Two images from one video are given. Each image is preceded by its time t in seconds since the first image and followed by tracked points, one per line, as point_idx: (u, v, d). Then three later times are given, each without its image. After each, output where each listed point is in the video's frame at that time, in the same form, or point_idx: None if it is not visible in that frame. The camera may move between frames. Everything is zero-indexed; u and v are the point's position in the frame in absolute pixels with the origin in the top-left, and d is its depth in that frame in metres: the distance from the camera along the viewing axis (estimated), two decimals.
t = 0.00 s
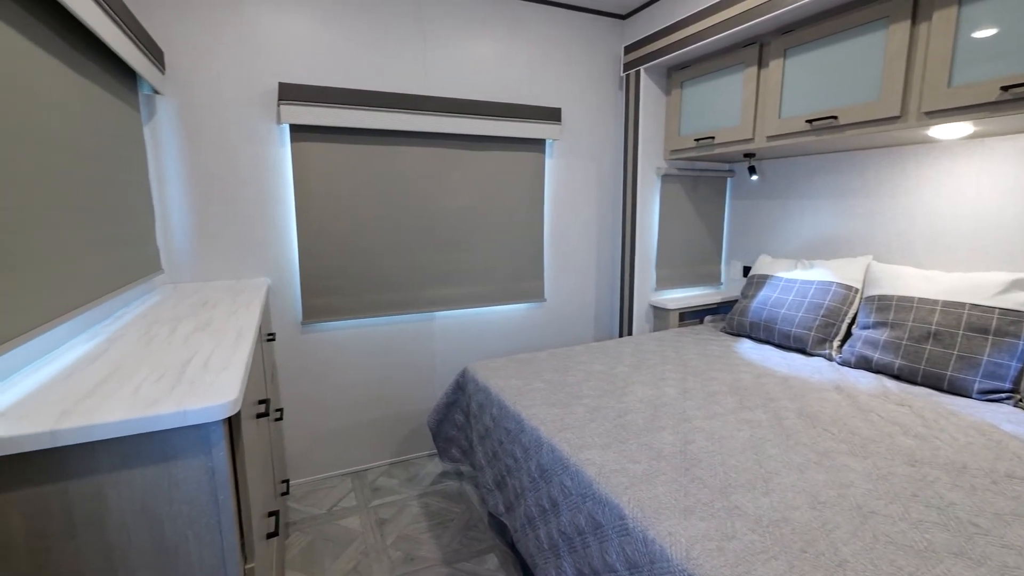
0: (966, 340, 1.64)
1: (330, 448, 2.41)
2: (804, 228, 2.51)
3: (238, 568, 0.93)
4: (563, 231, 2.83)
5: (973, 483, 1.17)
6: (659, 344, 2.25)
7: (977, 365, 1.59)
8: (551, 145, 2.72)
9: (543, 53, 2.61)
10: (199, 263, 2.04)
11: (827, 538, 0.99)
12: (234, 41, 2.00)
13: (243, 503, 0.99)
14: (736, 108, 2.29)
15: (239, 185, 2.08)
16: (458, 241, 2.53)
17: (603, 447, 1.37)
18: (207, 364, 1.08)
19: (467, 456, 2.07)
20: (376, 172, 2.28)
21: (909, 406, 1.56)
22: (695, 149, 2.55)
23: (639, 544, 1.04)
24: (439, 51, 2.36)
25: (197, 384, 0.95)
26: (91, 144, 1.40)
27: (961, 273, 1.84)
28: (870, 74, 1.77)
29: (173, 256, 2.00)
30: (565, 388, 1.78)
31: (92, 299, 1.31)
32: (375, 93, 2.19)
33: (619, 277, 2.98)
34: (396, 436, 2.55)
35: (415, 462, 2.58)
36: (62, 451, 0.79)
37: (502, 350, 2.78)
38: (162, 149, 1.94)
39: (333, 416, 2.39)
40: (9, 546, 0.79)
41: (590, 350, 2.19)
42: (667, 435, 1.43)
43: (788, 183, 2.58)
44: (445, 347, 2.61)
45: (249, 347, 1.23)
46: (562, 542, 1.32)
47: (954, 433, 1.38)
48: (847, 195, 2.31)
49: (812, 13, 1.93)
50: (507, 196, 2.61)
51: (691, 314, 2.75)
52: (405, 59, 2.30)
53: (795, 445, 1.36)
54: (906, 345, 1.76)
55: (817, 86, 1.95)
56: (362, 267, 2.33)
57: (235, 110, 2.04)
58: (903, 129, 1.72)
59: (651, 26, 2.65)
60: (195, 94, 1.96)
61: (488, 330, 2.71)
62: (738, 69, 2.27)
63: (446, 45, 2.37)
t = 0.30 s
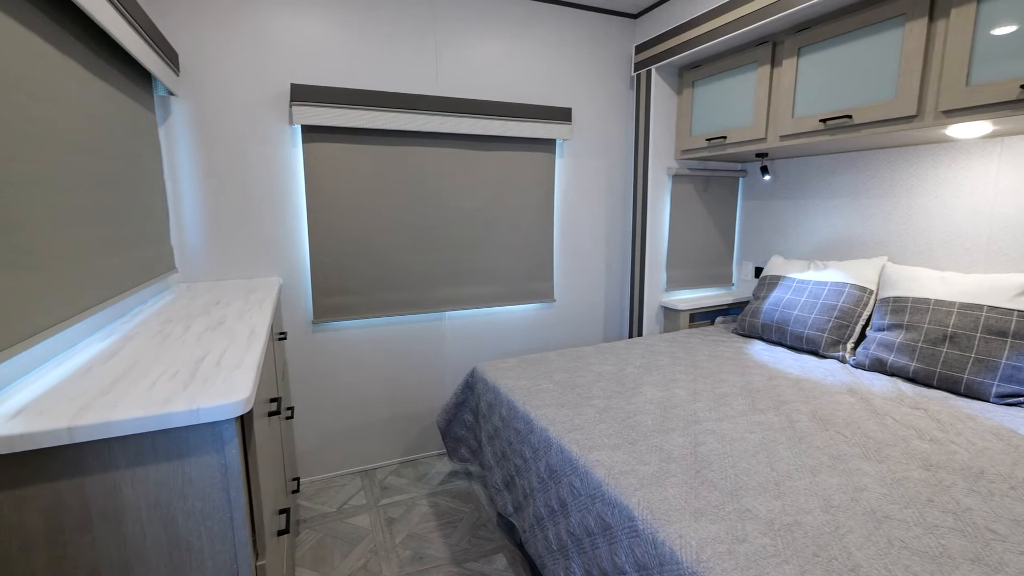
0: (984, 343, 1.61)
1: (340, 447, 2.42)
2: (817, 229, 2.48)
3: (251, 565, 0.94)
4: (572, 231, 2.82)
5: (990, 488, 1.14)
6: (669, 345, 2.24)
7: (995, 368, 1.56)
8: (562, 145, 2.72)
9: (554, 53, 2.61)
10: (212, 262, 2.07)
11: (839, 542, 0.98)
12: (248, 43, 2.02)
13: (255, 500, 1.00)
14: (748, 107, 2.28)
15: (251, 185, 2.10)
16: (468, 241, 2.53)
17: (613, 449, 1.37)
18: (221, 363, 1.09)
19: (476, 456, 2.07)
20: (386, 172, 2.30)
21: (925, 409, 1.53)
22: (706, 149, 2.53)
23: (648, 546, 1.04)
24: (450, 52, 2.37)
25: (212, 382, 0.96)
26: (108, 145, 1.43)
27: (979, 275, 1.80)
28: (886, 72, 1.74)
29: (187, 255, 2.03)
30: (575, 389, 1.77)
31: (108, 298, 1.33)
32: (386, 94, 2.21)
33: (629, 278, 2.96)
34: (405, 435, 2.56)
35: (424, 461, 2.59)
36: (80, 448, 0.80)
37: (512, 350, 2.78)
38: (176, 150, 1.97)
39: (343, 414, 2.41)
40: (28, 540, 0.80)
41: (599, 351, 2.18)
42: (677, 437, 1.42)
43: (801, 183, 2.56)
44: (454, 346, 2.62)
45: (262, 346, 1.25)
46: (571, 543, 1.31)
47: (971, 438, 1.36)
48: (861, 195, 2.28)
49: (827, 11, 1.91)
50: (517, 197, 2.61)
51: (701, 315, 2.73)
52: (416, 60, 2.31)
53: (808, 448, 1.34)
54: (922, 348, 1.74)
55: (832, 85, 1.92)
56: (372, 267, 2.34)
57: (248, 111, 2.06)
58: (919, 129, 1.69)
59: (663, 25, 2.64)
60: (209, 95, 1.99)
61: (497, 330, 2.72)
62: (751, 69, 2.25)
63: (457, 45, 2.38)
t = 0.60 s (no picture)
0: (997, 344, 1.58)
1: (346, 446, 2.43)
2: (826, 229, 2.47)
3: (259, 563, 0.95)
4: (579, 231, 2.82)
5: (1002, 492, 1.13)
6: (676, 346, 2.23)
7: (1008, 370, 1.54)
8: (568, 145, 2.71)
9: (561, 53, 2.61)
10: (221, 261, 2.09)
11: (848, 545, 0.97)
12: (258, 44, 2.04)
13: (262, 498, 1.01)
14: (756, 107, 2.26)
15: (260, 185, 2.12)
16: (474, 241, 2.54)
17: (619, 449, 1.36)
18: (229, 361, 1.10)
19: (482, 456, 2.07)
20: (393, 172, 2.30)
21: (936, 412, 1.52)
22: (714, 148, 2.52)
23: (655, 547, 1.04)
24: (457, 52, 2.37)
25: (221, 381, 0.97)
26: (118, 145, 1.44)
27: (992, 276, 1.78)
28: (896, 71, 1.73)
29: (196, 254, 2.04)
30: (581, 389, 1.77)
31: (119, 297, 1.34)
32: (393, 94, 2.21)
33: (635, 278, 2.95)
34: (411, 435, 2.57)
35: (430, 461, 2.59)
36: (92, 445, 0.81)
37: (518, 350, 2.78)
38: (186, 150, 1.98)
39: (349, 413, 2.42)
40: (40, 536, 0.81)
41: (605, 351, 2.18)
42: (684, 438, 1.42)
43: (810, 183, 2.54)
44: (460, 346, 2.62)
45: (270, 345, 1.25)
46: (577, 544, 1.31)
47: (983, 441, 1.34)
48: (871, 195, 2.26)
49: (837, 10, 1.89)
50: (523, 197, 2.61)
51: (709, 315, 2.72)
52: (423, 60, 2.31)
53: (816, 450, 1.33)
54: (933, 350, 1.72)
55: (842, 84, 1.91)
56: (379, 267, 2.35)
57: (256, 111, 2.07)
58: (931, 128, 1.67)
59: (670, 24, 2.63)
60: (218, 96, 2.00)
61: (503, 330, 2.72)
62: (759, 68, 2.23)
63: (465, 45, 2.38)
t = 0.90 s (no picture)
0: (1006, 345, 1.57)
1: (351, 445, 2.44)
2: (833, 229, 2.45)
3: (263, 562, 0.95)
4: (583, 231, 2.81)
5: (1011, 494, 1.12)
6: (681, 346, 2.22)
7: (1017, 371, 1.53)
8: (573, 145, 2.71)
9: (566, 52, 2.60)
10: (226, 261, 2.09)
11: (855, 547, 0.97)
12: (263, 44, 2.04)
13: (266, 497, 1.01)
14: (762, 106, 2.25)
15: (265, 185, 2.12)
16: (478, 240, 2.53)
17: (624, 450, 1.36)
18: (234, 361, 1.10)
19: (486, 456, 2.07)
20: (398, 172, 2.30)
21: (944, 413, 1.51)
22: (720, 148, 2.51)
23: (659, 548, 1.03)
24: (462, 52, 2.37)
25: (226, 380, 0.97)
26: (124, 145, 1.44)
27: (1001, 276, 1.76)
28: (904, 70, 1.71)
29: (201, 254, 2.05)
30: (586, 389, 1.77)
31: (125, 296, 1.35)
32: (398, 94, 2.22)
33: (640, 278, 2.95)
34: (415, 434, 2.57)
35: (434, 460, 2.60)
36: (98, 443, 0.82)
37: (522, 350, 2.78)
38: (192, 151, 1.99)
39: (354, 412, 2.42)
40: (45, 534, 0.81)
41: (610, 351, 2.17)
42: (689, 438, 1.41)
43: (816, 183, 2.52)
44: (465, 346, 2.62)
45: (275, 345, 1.26)
46: (581, 544, 1.31)
47: (993, 443, 1.33)
48: (879, 195, 2.24)
49: (844, 8, 1.88)
50: (528, 197, 2.60)
51: (714, 316, 2.71)
52: (428, 60, 2.32)
53: (823, 451, 1.32)
54: (941, 351, 1.70)
55: (849, 83, 1.90)
56: (383, 267, 2.35)
57: (262, 112, 2.08)
58: (939, 127, 1.66)
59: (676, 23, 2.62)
60: (224, 96, 2.01)
61: (507, 329, 2.72)
62: (765, 66, 2.22)
63: (469, 45, 2.38)
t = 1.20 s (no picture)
0: (1013, 346, 1.56)
1: (354, 444, 2.44)
2: (838, 229, 2.44)
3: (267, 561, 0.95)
4: (586, 231, 2.81)
5: (1018, 496, 1.11)
6: (685, 346, 2.22)
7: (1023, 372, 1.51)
8: (576, 144, 2.70)
9: (569, 51, 2.60)
10: (230, 260, 2.10)
11: (859, 548, 0.96)
12: (267, 44, 2.05)
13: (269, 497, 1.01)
14: (766, 105, 2.24)
15: (268, 185, 2.13)
16: (481, 240, 2.53)
17: (627, 450, 1.36)
18: (238, 360, 1.10)
19: (489, 455, 2.07)
20: (401, 171, 2.31)
21: (950, 413, 1.50)
22: (724, 147, 2.50)
23: (662, 548, 1.03)
24: (465, 51, 2.38)
25: (229, 379, 0.97)
26: (129, 144, 1.45)
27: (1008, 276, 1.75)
28: (909, 68, 1.71)
29: (205, 254, 2.06)
30: (589, 389, 1.76)
31: (129, 296, 1.35)
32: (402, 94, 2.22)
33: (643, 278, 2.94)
34: (418, 433, 2.57)
35: (437, 460, 2.60)
36: (102, 442, 0.82)
37: (525, 350, 2.78)
38: (195, 151, 2.00)
39: (357, 411, 2.43)
40: (50, 532, 0.82)
41: (613, 351, 2.17)
42: (692, 438, 1.41)
43: (821, 182, 2.51)
44: (468, 346, 2.62)
45: (278, 344, 1.26)
46: (583, 544, 1.30)
47: (999, 444, 1.32)
48: (884, 194, 2.23)
49: (849, 6, 1.87)
50: (531, 196, 2.60)
51: (718, 316, 2.70)
52: (431, 59, 2.32)
53: (827, 451, 1.32)
54: (947, 351, 1.69)
55: (853, 83, 1.89)
56: (386, 266, 2.35)
57: (265, 111, 2.08)
58: (944, 126, 1.65)
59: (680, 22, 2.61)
60: (228, 96, 2.02)
61: (510, 329, 2.71)
62: (769, 66, 2.22)
63: (472, 45, 2.38)
